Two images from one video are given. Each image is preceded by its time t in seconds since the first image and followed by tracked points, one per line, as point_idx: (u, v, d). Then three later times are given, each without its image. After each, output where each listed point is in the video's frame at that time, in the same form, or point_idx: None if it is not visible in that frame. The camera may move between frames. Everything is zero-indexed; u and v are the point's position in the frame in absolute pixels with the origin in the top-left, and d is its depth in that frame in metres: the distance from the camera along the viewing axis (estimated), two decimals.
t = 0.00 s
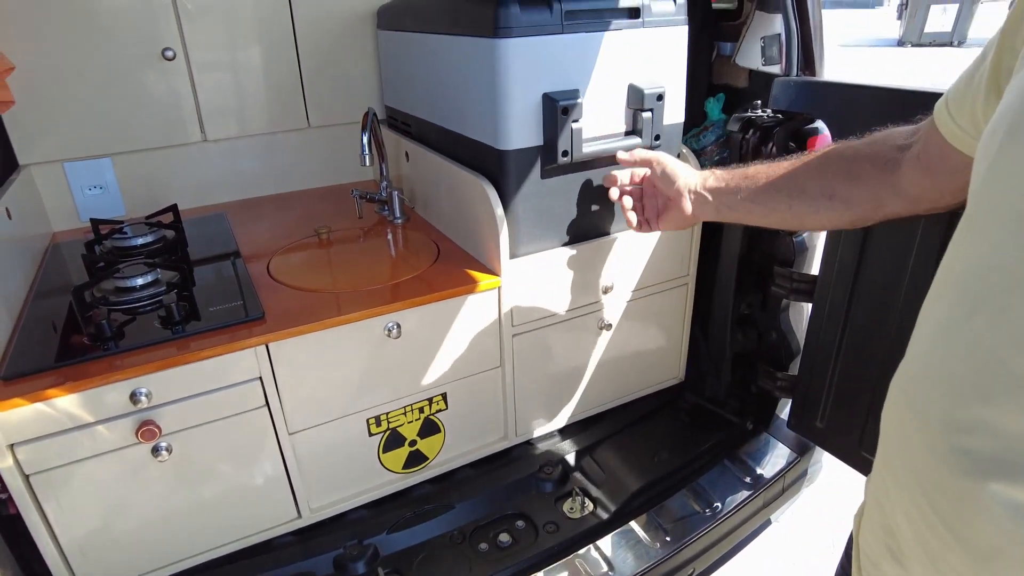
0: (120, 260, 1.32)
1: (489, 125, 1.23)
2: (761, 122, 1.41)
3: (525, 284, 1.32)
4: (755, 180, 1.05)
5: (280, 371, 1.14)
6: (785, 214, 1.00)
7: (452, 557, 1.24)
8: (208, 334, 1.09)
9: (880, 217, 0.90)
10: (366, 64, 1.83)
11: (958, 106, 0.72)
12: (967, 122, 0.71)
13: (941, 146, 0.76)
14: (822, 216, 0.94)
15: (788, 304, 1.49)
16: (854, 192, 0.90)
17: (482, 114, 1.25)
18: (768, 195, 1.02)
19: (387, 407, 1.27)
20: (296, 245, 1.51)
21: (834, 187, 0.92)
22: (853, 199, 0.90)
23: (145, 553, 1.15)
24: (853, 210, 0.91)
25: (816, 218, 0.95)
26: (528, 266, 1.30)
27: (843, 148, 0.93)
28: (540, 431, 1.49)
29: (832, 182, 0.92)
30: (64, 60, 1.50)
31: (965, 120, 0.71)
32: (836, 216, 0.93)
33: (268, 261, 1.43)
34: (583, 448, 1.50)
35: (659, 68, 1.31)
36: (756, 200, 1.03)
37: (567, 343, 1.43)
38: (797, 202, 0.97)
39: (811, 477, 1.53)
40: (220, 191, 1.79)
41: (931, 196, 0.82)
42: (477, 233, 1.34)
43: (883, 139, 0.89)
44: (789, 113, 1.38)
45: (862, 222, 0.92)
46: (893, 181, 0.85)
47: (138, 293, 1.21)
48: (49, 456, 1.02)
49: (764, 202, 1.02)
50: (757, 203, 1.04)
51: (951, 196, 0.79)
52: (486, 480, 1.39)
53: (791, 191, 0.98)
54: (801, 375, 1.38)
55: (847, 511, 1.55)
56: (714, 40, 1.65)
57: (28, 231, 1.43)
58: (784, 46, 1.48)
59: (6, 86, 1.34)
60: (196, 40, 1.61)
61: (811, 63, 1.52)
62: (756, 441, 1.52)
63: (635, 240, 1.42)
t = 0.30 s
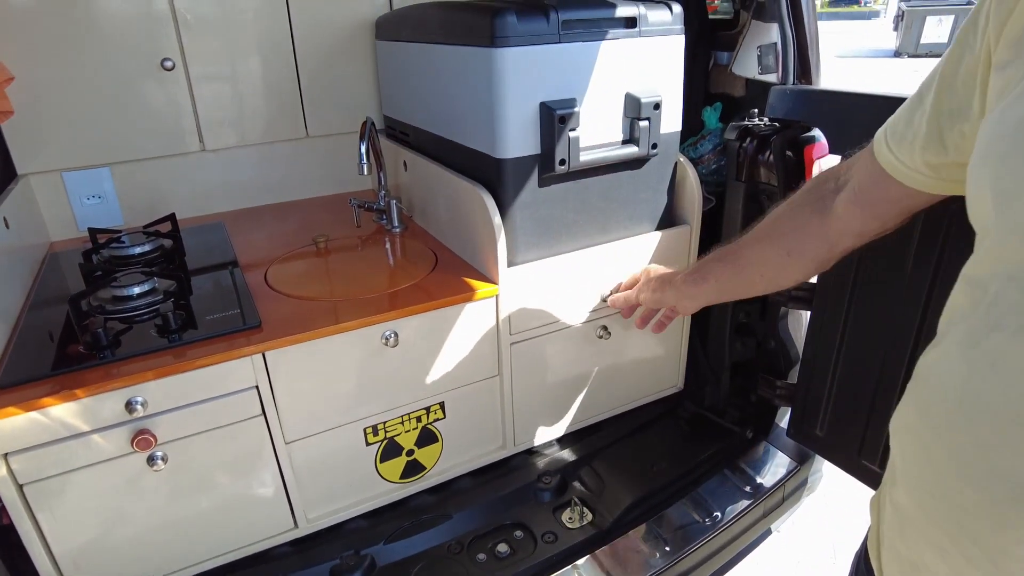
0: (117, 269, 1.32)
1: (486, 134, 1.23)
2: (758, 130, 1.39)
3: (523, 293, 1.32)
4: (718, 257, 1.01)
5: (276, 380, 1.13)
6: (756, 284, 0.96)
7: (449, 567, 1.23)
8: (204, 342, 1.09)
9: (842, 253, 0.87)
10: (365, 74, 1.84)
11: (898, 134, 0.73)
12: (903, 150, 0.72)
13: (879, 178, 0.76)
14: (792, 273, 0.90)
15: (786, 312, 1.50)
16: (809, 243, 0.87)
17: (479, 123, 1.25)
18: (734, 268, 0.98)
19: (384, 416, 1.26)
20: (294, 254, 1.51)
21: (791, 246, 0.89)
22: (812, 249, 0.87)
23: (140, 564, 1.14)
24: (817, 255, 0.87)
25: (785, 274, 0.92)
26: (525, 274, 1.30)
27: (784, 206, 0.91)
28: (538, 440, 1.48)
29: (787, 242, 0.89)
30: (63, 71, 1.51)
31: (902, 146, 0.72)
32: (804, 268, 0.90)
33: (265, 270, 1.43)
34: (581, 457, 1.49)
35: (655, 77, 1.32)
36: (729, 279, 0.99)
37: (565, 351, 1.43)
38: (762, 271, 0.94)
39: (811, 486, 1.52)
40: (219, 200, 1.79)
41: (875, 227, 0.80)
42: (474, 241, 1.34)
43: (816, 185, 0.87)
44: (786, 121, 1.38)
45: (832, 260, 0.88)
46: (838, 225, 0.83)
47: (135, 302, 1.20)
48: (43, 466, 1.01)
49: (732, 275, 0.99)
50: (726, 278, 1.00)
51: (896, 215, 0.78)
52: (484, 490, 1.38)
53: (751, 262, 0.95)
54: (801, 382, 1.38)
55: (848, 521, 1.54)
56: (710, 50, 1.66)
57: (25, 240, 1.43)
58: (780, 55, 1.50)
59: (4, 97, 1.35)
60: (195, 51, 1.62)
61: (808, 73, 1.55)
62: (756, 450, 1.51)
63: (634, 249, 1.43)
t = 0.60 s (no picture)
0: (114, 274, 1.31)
1: (484, 138, 1.23)
2: (757, 134, 1.39)
3: (521, 298, 1.31)
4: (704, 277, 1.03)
5: (274, 385, 1.13)
6: (743, 301, 0.97)
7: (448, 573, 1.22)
8: (201, 347, 1.09)
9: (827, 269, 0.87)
10: (363, 80, 1.84)
11: (873, 157, 0.73)
12: (880, 171, 0.72)
13: (856, 196, 0.77)
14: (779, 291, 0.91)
15: (786, 316, 1.49)
16: (794, 259, 0.87)
17: (478, 127, 1.25)
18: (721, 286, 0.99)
19: (383, 421, 1.26)
20: (291, 259, 1.51)
21: (777, 263, 0.89)
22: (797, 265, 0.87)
23: (136, 571, 1.13)
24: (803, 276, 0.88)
25: (771, 290, 0.92)
26: (524, 279, 1.30)
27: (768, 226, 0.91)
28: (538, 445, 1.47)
29: (772, 259, 0.89)
30: (62, 77, 1.51)
31: (878, 168, 0.72)
32: (791, 284, 0.90)
33: (262, 275, 1.43)
34: (580, 463, 1.48)
35: (654, 81, 1.32)
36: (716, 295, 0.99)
37: (564, 356, 1.42)
38: (747, 288, 0.94)
39: (811, 492, 1.50)
40: (217, 206, 1.79)
41: (856, 245, 0.80)
42: (473, 246, 1.34)
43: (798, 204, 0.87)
44: (785, 125, 1.38)
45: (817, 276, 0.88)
46: (821, 242, 0.83)
47: (132, 307, 1.20)
48: (39, 471, 1.00)
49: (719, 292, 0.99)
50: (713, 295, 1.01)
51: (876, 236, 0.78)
52: (483, 496, 1.37)
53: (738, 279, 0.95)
54: (801, 386, 1.37)
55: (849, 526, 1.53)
56: (709, 54, 1.66)
57: (23, 246, 1.43)
58: (777, 59, 1.49)
59: (3, 103, 1.35)
60: (194, 57, 1.62)
61: (806, 75, 1.52)
62: (756, 455, 1.50)
63: (633, 253, 1.42)
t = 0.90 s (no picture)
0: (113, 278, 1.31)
1: (484, 142, 1.23)
2: (756, 137, 1.42)
3: (520, 303, 1.31)
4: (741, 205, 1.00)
5: (272, 390, 1.12)
6: (764, 247, 0.95)
7: None
8: (200, 351, 1.08)
9: (853, 266, 0.87)
10: (363, 84, 1.84)
11: (926, 161, 0.70)
12: (934, 174, 0.70)
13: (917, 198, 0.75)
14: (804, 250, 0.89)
15: (787, 319, 1.47)
16: (839, 235, 0.86)
17: (477, 131, 1.25)
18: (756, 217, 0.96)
19: (382, 426, 1.25)
20: (290, 263, 1.50)
21: (820, 225, 0.88)
22: (837, 245, 0.86)
23: None
24: (834, 253, 0.87)
25: (795, 255, 0.91)
26: (523, 283, 1.29)
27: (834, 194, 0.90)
28: (538, 450, 1.47)
29: (819, 222, 0.88)
30: (60, 82, 1.51)
31: (933, 171, 0.70)
32: (815, 255, 0.89)
33: (262, 279, 1.42)
34: (581, 467, 1.47)
35: (654, 85, 1.32)
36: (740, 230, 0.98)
37: (564, 360, 1.42)
38: (778, 234, 0.92)
39: (812, 496, 1.50)
40: (216, 210, 1.79)
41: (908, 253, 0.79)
42: (472, 250, 1.34)
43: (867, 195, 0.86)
44: (784, 128, 1.40)
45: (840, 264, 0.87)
46: (874, 235, 0.82)
47: (130, 311, 1.19)
48: (36, 478, 0.99)
49: (746, 226, 0.98)
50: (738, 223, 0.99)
51: (927, 256, 0.78)
52: (483, 501, 1.37)
53: (775, 225, 0.93)
54: (802, 390, 1.37)
55: (850, 530, 1.53)
56: (709, 58, 1.67)
57: (21, 251, 1.42)
58: (777, 62, 1.49)
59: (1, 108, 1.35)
60: (192, 62, 1.62)
61: (806, 78, 1.51)
62: (757, 459, 1.50)
63: (632, 257, 1.42)
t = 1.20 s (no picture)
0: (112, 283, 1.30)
1: (485, 146, 1.23)
2: (756, 141, 1.40)
3: (522, 306, 1.30)
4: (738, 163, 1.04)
5: (272, 395, 1.12)
6: (764, 203, 0.98)
7: None
8: (200, 356, 1.08)
9: (856, 224, 0.88)
10: (362, 87, 1.84)
11: (953, 117, 0.71)
12: (959, 133, 0.71)
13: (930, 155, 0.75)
14: (802, 210, 0.92)
15: (787, 322, 1.45)
16: (839, 191, 0.88)
17: (478, 135, 1.25)
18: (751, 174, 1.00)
19: (382, 430, 1.25)
20: (291, 267, 1.50)
21: (823, 183, 0.90)
22: (838, 200, 0.88)
23: None
24: (834, 210, 0.89)
25: (795, 210, 0.93)
26: (525, 287, 1.29)
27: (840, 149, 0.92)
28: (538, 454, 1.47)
29: (823, 179, 0.91)
30: (59, 85, 1.51)
31: (957, 128, 0.71)
32: (816, 212, 0.91)
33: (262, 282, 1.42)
34: (582, 471, 1.47)
35: (654, 88, 1.32)
36: (741, 186, 1.00)
37: (564, 364, 1.42)
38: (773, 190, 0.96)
39: (814, 499, 1.50)
40: (215, 214, 1.79)
41: (913, 216, 0.82)
42: (473, 254, 1.34)
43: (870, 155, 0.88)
44: (785, 130, 1.40)
45: (844, 223, 0.89)
46: (877, 192, 0.84)
47: (130, 315, 1.19)
48: (34, 483, 0.99)
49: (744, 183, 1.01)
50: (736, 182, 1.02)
51: (931, 213, 0.80)
52: (484, 505, 1.36)
53: (775, 180, 0.96)
54: (802, 392, 1.37)
55: (850, 534, 1.53)
56: (707, 61, 1.64)
57: (20, 255, 1.42)
58: (778, 65, 1.52)
59: None
60: (192, 65, 1.62)
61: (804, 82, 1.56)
62: (757, 463, 1.49)
63: (634, 260, 1.42)
